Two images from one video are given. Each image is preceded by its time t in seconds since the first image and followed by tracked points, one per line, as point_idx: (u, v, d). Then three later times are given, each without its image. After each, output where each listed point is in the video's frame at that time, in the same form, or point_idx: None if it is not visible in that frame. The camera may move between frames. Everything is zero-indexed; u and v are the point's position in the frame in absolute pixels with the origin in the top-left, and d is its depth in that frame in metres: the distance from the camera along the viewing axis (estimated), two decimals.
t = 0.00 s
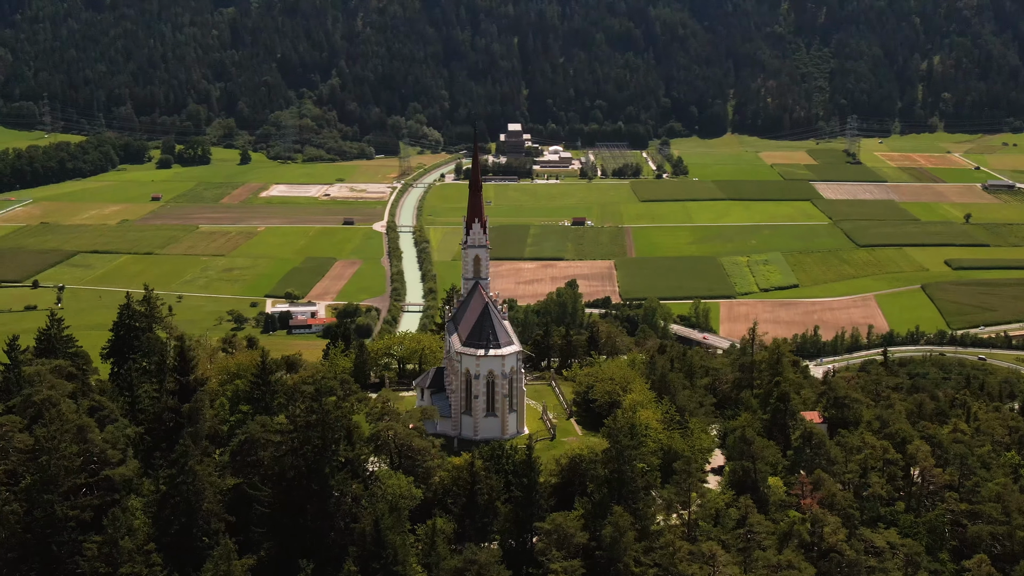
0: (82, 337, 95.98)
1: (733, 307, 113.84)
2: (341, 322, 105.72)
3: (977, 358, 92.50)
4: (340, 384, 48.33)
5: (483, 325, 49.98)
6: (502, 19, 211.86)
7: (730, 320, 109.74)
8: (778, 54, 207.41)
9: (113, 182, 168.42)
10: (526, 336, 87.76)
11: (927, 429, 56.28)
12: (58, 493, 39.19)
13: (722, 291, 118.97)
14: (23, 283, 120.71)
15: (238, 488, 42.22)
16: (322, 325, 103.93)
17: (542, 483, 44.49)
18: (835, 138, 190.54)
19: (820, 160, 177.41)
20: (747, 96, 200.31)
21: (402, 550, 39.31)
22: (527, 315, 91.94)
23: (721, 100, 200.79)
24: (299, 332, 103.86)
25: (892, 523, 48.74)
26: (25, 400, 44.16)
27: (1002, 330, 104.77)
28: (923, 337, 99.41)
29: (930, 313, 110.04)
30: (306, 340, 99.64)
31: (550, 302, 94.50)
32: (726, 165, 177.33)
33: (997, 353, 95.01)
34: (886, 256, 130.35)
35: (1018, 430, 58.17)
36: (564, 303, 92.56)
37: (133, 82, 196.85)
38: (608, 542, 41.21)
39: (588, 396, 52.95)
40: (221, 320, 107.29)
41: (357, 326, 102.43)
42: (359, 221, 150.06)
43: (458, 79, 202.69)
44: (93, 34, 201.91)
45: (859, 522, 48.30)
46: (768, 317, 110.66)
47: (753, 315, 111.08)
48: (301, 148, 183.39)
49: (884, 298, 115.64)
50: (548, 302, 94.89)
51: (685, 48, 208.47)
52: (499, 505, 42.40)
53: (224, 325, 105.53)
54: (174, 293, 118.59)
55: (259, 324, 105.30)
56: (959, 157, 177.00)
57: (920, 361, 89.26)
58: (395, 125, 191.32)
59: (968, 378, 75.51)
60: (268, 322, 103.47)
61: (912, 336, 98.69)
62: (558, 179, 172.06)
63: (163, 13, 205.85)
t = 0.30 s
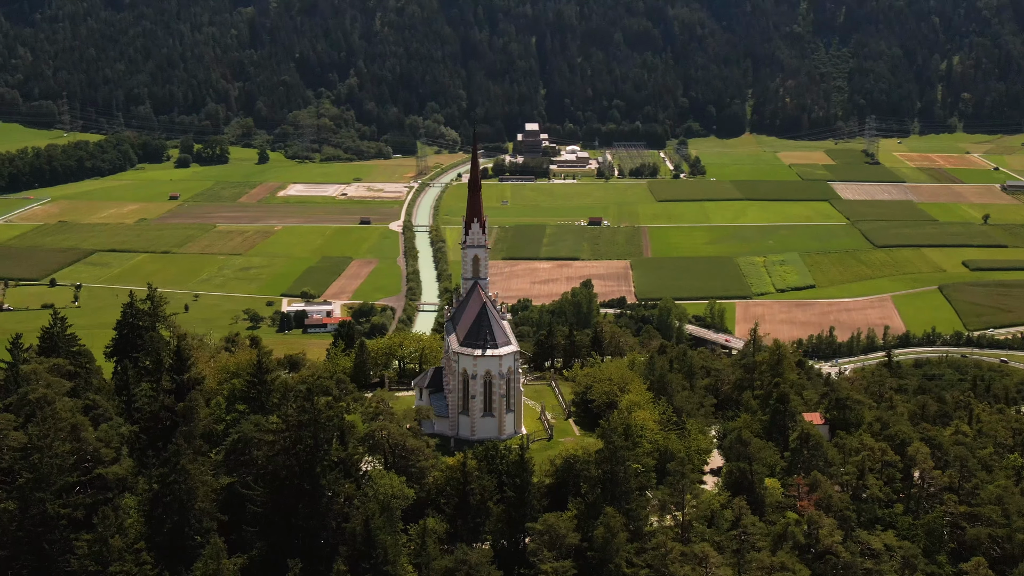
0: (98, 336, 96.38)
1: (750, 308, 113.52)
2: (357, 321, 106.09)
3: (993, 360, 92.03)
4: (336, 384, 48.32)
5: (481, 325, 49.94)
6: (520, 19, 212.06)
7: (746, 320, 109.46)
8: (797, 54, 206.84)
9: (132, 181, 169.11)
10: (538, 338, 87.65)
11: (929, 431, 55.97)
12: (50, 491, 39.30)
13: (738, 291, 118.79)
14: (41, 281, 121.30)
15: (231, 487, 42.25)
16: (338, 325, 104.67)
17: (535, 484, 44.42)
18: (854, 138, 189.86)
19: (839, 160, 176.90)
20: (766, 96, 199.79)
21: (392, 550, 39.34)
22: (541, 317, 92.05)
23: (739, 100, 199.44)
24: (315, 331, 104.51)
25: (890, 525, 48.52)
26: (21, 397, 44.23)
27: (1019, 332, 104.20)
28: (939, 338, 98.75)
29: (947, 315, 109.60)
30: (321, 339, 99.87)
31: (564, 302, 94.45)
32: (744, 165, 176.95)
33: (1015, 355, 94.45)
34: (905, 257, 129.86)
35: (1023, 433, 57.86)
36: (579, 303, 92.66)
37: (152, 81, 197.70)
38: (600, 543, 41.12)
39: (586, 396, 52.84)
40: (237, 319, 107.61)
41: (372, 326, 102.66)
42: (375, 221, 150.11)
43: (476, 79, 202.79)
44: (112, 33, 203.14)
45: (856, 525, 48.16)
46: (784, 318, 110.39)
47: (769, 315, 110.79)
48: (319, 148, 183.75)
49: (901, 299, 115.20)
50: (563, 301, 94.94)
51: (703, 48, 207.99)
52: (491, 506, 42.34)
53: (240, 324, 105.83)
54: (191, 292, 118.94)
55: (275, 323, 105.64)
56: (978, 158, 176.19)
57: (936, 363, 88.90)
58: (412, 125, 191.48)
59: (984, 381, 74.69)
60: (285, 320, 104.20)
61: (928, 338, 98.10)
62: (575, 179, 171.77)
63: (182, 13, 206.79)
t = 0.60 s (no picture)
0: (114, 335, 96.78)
1: (766, 308, 113.22)
2: (371, 320, 106.25)
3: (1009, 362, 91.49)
4: (331, 384, 48.40)
5: (477, 325, 49.91)
6: (538, 19, 212.06)
7: (761, 321, 109.19)
8: (815, 54, 205.78)
9: (150, 180, 169.74)
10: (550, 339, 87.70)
11: (930, 433, 55.65)
12: (42, 489, 39.45)
13: (754, 291, 118.62)
14: (59, 279, 121.87)
15: (224, 486, 42.35)
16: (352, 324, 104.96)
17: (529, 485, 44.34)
18: (873, 139, 188.96)
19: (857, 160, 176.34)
20: (785, 96, 199.14)
21: (382, 550, 39.41)
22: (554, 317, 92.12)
23: (757, 100, 199.40)
24: (329, 329, 104.66)
25: (888, 527, 48.32)
26: (16, 395, 44.45)
27: None
28: (955, 340, 97.81)
29: (964, 316, 109.10)
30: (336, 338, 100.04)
31: (579, 301, 94.46)
32: (762, 165, 176.57)
33: None
34: (922, 258, 129.37)
35: None
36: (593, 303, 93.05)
37: (171, 81, 198.45)
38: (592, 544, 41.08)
39: (584, 397, 52.74)
40: (252, 318, 107.95)
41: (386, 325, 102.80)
42: (392, 221, 150.17)
43: (494, 78, 202.65)
44: (131, 33, 203.94)
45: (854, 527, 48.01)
46: (800, 318, 110.07)
47: (785, 316, 110.49)
48: (336, 147, 184.04)
49: (918, 300, 114.77)
50: (577, 301, 95.21)
51: (722, 48, 207.30)
52: (483, 506, 42.33)
53: (256, 323, 106.11)
54: (207, 291, 119.30)
55: (290, 322, 105.90)
56: (998, 158, 175.19)
57: (952, 364, 88.48)
58: (429, 125, 191.59)
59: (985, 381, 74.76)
60: (299, 319, 104.31)
61: (943, 339, 97.36)
62: (592, 179, 171.51)
63: (201, 13, 207.53)
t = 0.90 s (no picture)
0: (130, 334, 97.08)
1: (781, 309, 112.92)
2: (387, 319, 106.31)
3: None
4: (327, 386, 48.54)
5: (474, 325, 49.92)
6: (556, 19, 211.70)
7: (778, 322, 108.89)
8: (834, 54, 204.64)
9: (168, 179, 170.25)
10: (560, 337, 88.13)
11: (931, 436, 55.36)
12: (34, 488, 39.56)
13: (770, 292, 118.35)
14: (76, 277, 122.24)
15: (217, 487, 42.45)
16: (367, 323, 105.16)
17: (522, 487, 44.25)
18: (891, 139, 188.04)
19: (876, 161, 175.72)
20: (803, 97, 198.35)
21: (372, 551, 39.46)
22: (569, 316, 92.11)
23: (775, 100, 198.34)
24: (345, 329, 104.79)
25: (886, 529, 48.27)
26: (12, 394, 44.64)
27: None
28: (971, 341, 96.50)
29: (981, 317, 108.59)
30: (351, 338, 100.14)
31: (593, 302, 94.46)
32: (781, 165, 176.11)
33: None
34: (939, 259, 128.84)
35: None
36: (609, 302, 93.55)
37: (189, 80, 198.91)
38: (584, 546, 41.01)
39: (581, 397, 52.58)
40: (268, 317, 108.12)
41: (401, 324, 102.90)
42: (408, 221, 150.25)
43: (512, 78, 202.58)
44: (150, 32, 204.62)
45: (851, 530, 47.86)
46: (816, 319, 109.64)
47: (801, 317, 110.14)
48: (354, 147, 184.18)
49: (935, 301, 114.36)
50: (592, 301, 95.60)
51: (740, 47, 206.85)
52: (475, 507, 42.30)
53: (271, 322, 106.25)
54: (224, 290, 119.61)
55: (306, 321, 106.02)
56: (1018, 159, 174.26)
57: (970, 366, 88.01)
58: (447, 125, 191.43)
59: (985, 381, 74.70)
60: (314, 319, 104.45)
61: (959, 342, 96.31)
62: (609, 179, 171.29)
63: (219, 12, 208.13)
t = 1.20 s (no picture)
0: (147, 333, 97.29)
1: (798, 310, 112.52)
2: (402, 319, 106.47)
3: None
4: (323, 386, 48.64)
5: (472, 325, 49.84)
6: (574, 19, 212.23)
7: (794, 323, 108.48)
8: (853, 54, 204.00)
9: (187, 178, 170.71)
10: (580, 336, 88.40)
11: (933, 438, 55.13)
12: (27, 486, 39.70)
13: (787, 293, 117.91)
14: (93, 276, 122.60)
15: (210, 486, 42.56)
16: (382, 323, 105.27)
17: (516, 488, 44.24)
18: (911, 140, 186.68)
19: (895, 161, 174.92)
20: (823, 96, 196.83)
21: (363, 551, 39.50)
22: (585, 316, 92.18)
23: (795, 100, 197.15)
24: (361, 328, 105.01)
25: (885, 532, 48.20)
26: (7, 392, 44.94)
27: None
28: (988, 343, 95.77)
29: (999, 319, 107.97)
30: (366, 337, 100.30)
31: (608, 302, 94.40)
32: (799, 164, 175.65)
33: None
34: (957, 260, 128.17)
35: None
36: (625, 302, 93.42)
37: (208, 79, 199.38)
38: (575, 547, 40.92)
39: (578, 398, 52.50)
40: (284, 316, 108.27)
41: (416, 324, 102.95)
42: (426, 220, 150.40)
43: (529, 78, 202.43)
44: (170, 32, 205.91)
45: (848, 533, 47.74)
46: (833, 321, 109.14)
47: (818, 318, 109.72)
48: (372, 147, 184.30)
49: (952, 302, 113.87)
50: (608, 301, 95.61)
51: (759, 47, 206.46)
52: (468, 508, 42.27)
53: (287, 322, 106.39)
54: (240, 289, 119.87)
55: (321, 321, 106.15)
56: None
57: (987, 367, 87.46)
58: (465, 125, 191.07)
59: (994, 383, 74.35)
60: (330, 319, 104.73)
61: (976, 343, 95.57)
62: (626, 179, 171.07)
63: (238, 12, 210.17)
